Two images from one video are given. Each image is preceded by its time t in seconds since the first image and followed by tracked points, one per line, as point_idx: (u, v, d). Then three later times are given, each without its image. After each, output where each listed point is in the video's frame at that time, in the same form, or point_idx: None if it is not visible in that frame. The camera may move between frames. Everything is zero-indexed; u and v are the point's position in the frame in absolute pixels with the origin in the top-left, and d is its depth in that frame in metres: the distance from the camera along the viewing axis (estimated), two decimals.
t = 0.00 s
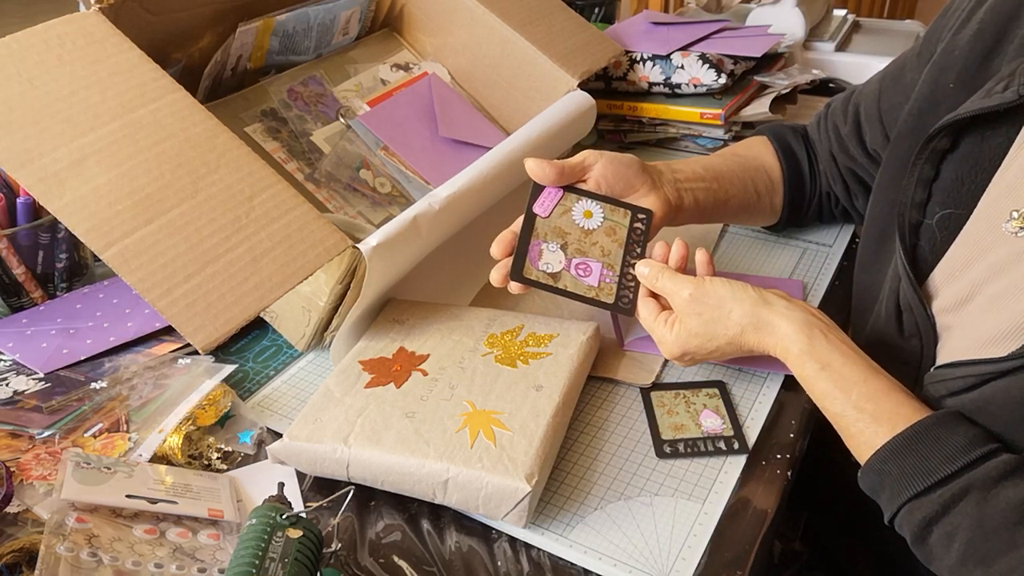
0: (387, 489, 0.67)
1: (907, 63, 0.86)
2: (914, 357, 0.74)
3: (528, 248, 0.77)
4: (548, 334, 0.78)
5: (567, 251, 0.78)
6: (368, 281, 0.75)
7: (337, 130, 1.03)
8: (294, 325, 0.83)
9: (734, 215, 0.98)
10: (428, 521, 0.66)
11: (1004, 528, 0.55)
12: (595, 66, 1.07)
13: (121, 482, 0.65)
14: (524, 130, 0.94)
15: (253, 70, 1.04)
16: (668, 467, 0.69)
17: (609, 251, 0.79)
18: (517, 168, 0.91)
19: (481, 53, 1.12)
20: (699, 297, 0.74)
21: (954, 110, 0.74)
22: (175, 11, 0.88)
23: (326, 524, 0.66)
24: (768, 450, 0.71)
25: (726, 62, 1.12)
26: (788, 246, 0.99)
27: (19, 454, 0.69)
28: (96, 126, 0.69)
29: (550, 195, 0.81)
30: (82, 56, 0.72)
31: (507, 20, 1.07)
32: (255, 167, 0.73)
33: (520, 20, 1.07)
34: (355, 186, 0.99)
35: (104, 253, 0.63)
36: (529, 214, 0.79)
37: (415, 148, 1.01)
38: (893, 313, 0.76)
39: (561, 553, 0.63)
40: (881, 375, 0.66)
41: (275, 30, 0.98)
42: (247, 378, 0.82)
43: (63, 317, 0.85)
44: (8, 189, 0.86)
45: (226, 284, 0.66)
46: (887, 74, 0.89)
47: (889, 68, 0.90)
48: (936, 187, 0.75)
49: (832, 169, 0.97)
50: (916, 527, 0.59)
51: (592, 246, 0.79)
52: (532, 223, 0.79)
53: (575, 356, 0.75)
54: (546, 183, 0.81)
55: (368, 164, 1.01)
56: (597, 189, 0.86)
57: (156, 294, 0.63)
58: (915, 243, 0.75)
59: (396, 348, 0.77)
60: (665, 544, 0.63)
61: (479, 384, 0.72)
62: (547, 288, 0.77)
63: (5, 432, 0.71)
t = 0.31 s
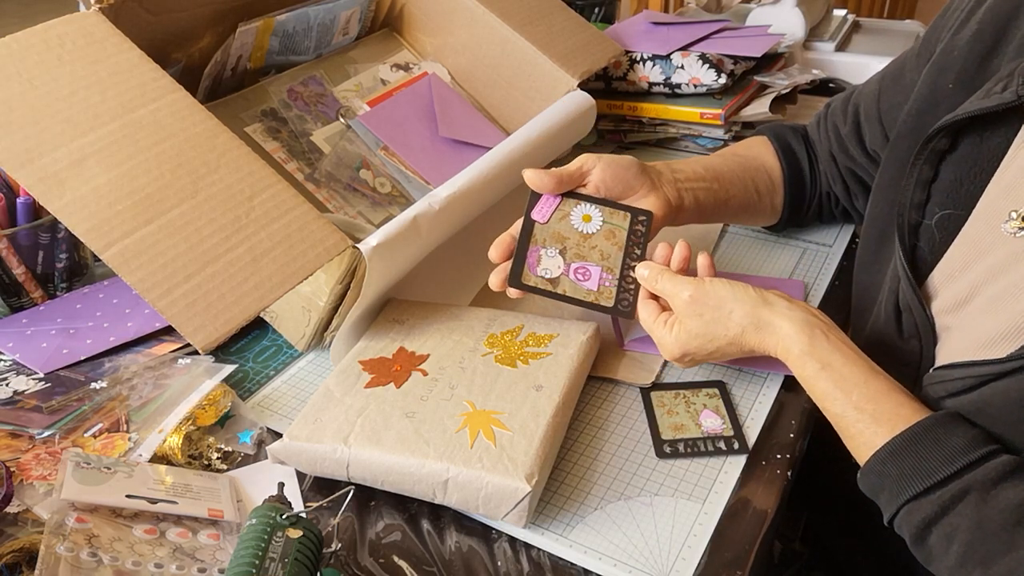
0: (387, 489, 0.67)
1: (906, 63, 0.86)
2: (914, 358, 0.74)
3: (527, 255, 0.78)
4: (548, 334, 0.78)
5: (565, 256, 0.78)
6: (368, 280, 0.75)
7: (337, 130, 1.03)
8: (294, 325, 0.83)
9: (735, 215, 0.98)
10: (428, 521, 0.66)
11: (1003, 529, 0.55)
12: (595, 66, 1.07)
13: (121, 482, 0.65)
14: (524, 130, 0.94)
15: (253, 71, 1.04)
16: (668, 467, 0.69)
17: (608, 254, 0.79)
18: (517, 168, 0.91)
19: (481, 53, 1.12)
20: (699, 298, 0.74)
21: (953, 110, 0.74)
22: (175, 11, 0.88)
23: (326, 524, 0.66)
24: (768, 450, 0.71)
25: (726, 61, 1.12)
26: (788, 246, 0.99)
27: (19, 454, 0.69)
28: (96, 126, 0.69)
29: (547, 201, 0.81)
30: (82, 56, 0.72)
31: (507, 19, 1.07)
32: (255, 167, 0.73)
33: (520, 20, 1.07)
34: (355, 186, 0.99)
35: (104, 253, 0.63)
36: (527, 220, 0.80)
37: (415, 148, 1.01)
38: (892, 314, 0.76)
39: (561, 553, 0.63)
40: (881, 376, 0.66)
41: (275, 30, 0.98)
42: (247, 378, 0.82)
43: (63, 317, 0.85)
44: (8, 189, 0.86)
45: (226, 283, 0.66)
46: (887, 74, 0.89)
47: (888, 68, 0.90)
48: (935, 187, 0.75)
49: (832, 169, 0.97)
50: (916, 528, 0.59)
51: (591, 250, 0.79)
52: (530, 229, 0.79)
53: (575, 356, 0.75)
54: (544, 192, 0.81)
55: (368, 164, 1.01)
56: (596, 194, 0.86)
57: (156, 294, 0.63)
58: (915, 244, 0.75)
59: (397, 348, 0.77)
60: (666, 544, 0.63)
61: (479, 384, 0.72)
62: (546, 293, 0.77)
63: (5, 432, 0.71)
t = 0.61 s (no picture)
0: (387, 489, 0.67)
1: (907, 63, 0.86)
2: (915, 357, 0.74)
3: (527, 253, 0.78)
4: (548, 334, 0.78)
5: (566, 255, 0.78)
6: (368, 280, 0.75)
7: (337, 130, 1.03)
8: (294, 325, 0.83)
9: (735, 215, 0.98)
10: (428, 521, 0.66)
11: (1008, 529, 0.55)
12: (595, 66, 1.07)
13: (121, 482, 0.65)
14: (524, 130, 0.94)
15: (253, 70, 1.04)
16: (668, 468, 0.69)
17: (608, 254, 0.78)
18: (516, 169, 0.91)
19: (481, 53, 1.12)
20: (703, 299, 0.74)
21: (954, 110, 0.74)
22: (175, 11, 0.88)
23: (326, 524, 0.66)
24: (768, 450, 0.71)
25: (726, 61, 1.12)
26: (788, 246, 0.99)
27: (19, 454, 0.69)
28: (96, 126, 0.69)
29: (547, 201, 0.82)
30: (82, 56, 0.72)
31: (507, 19, 1.07)
32: (255, 167, 0.73)
33: (520, 20, 1.07)
34: (355, 186, 0.99)
35: (104, 253, 0.63)
36: (528, 221, 0.80)
37: (415, 148, 1.01)
38: (893, 314, 0.76)
39: (561, 553, 0.63)
40: (881, 376, 0.66)
41: (275, 30, 0.98)
42: (247, 377, 0.82)
43: (63, 317, 0.85)
44: (8, 189, 0.86)
45: (226, 284, 0.66)
46: (887, 75, 0.89)
47: (889, 68, 0.90)
48: (936, 187, 0.75)
49: (832, 169, 0.97)
50: (920, 527, 0.59)
51: (592, 249, 0.78)
52: (530, 228, 0.79)
53: (576, 356, 0.75)
54: (543, 196, 0.82)
55: (368, 164, 1.01)
56: (596, 196, 0.86)
57: (156, 294, 0.63)
58: (916, 244, 0.76)
59: (397, 348, 0.77)
60: (666, 544, 0.63)
61: (479, 384, 0.72)
62: (547, 290, 0.76)
63: (5, 432, 0.71)
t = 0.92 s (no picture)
0: (387, 489, 0.67)
1: (908, 63, 0.86)
2: (916, 357, 0.74)
3: (529, 253, 0.78)
4: (548, 334, 0.78)
5: (567, 255, 0.78)
6: (368, 280, 0.75)
7: (338, 130, 1.03)
8: (295, 325, 0.83)
9: (735, 215, 0.98)
10: (428, 521, 0.66)
11: (1008, 528, 0.55)
12: (595, 66, 1.07)
13: (121, 482, 0.65)
14: (524, 130, 0.94)
15: (253, 70, 1.04)
16: (668, 468, 0.69)
17: (609, 254, 0.79)
18: (516, 169, 0.91)
19: (481, 53, 1.12)
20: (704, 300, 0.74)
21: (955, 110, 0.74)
22: (175, 11, 0.88)
23: (326, 524, 0.66)
24: (768, 450, 0.71)
25: (726, 61, 1.12)
26: (788, 246, 0.99)
27: (19, 454, 0.69)
28: (96, 126, 0.69)
29: (549, 200, 0.81)
30: (82, 56, 0.72)
31: (507, 19, 1.07)
32: (255, 167, 0.73)
33: (520, 20, 1.07)
34: (355, 186, 0.99)
35: (104, 253, 0.63)
36: (529, 220, 0.80)
37: (415, 148, 1.01)
38: (894, 314, 0.76)
39: (561, 553, 0.63)
40: (881, 376, 0.66)
41: (275, 30, 0.98)
42: (247, 377, 0.82)
43: (63, 317, 0.85)
44: (8, 189, 0.86)
45: (226, 284, 0.66)
46: (888, 74, 0.89)
47: (889, 68, 0.90)
48: (937, 187, 0.75)
49: (832, 169, 0.97)
50: (920, 527, 0.59)
51: (592, 250, 0.78)
52: (532, 227, 0.79)
53: (575, 356, 0.75)
54: (546, 194, 0.81)
55: (368, 164, 1.01)
56: (597, 195, 0.86)
57: (156, 294, 0.63)
58: (917, 244, 0.76)
59: (397, 348, 0.77)
60: (666, 545, 0.63)
61: (479, 384, 0.72)
62: (548, 292, 0.76)
63: (5, 432, 0.71)
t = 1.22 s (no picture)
0: (387, 489, 0.67)
1: (908, 63, 0.86)
2: (916, 357, 0.74)
3: (530, 254, 0.78)
4: (548, 334, 0.78)
5: (568, 255, 0.78)
6: (368, 280, 0.75)
7: (338, 130, 1.03)
8: (294, 325, 0.83)
9: (735, 215, 0.98)
10: (428, 521, 0.66)
11: (1008, 528, 0.55)
12: (595, 66, 1.07)
13: (121, 482, 0.65)
14: (524, 130, 0.94)
15: (253, 70, 1.04)
16: (668, 467, 0.69)
17: (610, 254, 0.79)
18: (516, 169, 0.91)
19: (481, 53, 1.12)
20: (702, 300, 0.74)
21: (955, 110, 0.74)
22: (175, 11, 0.88)
23: (326, 524, 0.66)
24: (768, 450, 0.71)
25: (726, 61, 1.12)
26: (788, 246, 0.99)
27: (18, 454, 0.68)
28: (96, 126, 0.69)
29: (548, 200, 0.81)
30: (82, 56, 0.72)
31: (507, 19, 1.07)
32: (255, 167, 0.73)
33: (520, 20, 1.07)
34: (355, 186, 0.99)
35: (104, 253, 0.63)
36: (530, 221, 0.80)
37: (415, 148, 1.01)
38: (894, 313, 0.76)
39: (561, 553, 0.63)
40: (881, 376, 0.66)
41: (275, 30, 0.98)
42: (247, 377, 0.82)
43: (63, 317, 0.85)
44: (8, 189, 0.86)
45: (227, 283, 0.66)
46: (888, 75, 0.89)
47: (889, 68, 0.90)
48: (937, 187, 0.75)
49: (832, 169, 0.97)
50: (920, 527, 0.59)
51: (593, 250, 0.78)
52: (532, 228, 0.79)
53: (575, 356, 0.75)
54: (546, 194, 0.81)
55: (368, 164, 1.01)
56: (598, 194, 0.86)
57: (156, 294, 0.63)
58: (917, 243, 0.76)
59: (397, 348, 0.77)
60: (666, 544, 0.63)
61: (479, 384, 0.72)
62: (549, 292, 0.76)
63: (5, 432, 0.71)
